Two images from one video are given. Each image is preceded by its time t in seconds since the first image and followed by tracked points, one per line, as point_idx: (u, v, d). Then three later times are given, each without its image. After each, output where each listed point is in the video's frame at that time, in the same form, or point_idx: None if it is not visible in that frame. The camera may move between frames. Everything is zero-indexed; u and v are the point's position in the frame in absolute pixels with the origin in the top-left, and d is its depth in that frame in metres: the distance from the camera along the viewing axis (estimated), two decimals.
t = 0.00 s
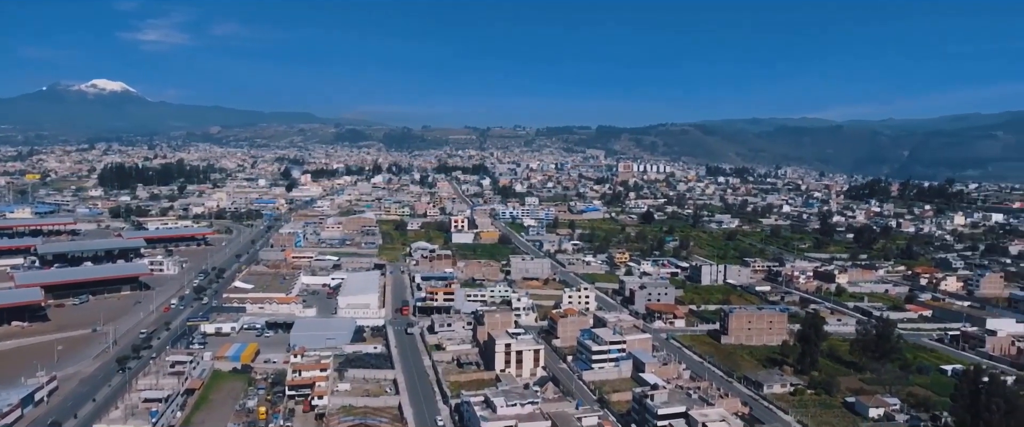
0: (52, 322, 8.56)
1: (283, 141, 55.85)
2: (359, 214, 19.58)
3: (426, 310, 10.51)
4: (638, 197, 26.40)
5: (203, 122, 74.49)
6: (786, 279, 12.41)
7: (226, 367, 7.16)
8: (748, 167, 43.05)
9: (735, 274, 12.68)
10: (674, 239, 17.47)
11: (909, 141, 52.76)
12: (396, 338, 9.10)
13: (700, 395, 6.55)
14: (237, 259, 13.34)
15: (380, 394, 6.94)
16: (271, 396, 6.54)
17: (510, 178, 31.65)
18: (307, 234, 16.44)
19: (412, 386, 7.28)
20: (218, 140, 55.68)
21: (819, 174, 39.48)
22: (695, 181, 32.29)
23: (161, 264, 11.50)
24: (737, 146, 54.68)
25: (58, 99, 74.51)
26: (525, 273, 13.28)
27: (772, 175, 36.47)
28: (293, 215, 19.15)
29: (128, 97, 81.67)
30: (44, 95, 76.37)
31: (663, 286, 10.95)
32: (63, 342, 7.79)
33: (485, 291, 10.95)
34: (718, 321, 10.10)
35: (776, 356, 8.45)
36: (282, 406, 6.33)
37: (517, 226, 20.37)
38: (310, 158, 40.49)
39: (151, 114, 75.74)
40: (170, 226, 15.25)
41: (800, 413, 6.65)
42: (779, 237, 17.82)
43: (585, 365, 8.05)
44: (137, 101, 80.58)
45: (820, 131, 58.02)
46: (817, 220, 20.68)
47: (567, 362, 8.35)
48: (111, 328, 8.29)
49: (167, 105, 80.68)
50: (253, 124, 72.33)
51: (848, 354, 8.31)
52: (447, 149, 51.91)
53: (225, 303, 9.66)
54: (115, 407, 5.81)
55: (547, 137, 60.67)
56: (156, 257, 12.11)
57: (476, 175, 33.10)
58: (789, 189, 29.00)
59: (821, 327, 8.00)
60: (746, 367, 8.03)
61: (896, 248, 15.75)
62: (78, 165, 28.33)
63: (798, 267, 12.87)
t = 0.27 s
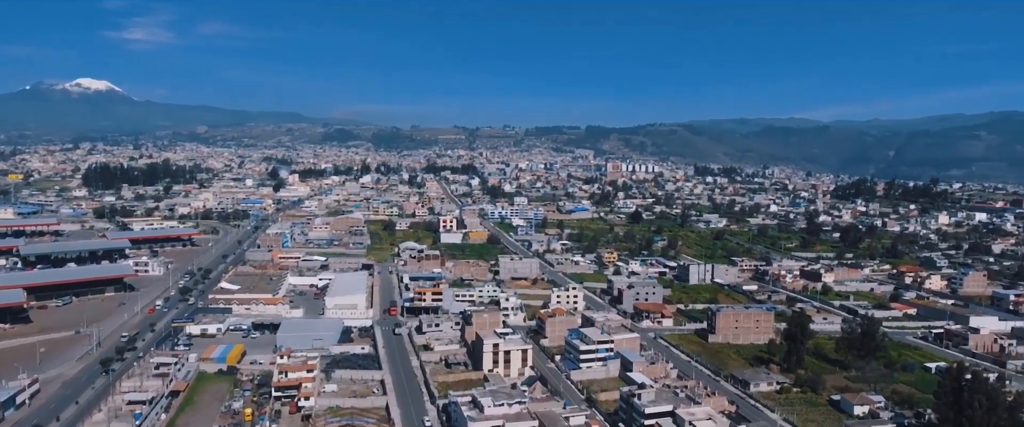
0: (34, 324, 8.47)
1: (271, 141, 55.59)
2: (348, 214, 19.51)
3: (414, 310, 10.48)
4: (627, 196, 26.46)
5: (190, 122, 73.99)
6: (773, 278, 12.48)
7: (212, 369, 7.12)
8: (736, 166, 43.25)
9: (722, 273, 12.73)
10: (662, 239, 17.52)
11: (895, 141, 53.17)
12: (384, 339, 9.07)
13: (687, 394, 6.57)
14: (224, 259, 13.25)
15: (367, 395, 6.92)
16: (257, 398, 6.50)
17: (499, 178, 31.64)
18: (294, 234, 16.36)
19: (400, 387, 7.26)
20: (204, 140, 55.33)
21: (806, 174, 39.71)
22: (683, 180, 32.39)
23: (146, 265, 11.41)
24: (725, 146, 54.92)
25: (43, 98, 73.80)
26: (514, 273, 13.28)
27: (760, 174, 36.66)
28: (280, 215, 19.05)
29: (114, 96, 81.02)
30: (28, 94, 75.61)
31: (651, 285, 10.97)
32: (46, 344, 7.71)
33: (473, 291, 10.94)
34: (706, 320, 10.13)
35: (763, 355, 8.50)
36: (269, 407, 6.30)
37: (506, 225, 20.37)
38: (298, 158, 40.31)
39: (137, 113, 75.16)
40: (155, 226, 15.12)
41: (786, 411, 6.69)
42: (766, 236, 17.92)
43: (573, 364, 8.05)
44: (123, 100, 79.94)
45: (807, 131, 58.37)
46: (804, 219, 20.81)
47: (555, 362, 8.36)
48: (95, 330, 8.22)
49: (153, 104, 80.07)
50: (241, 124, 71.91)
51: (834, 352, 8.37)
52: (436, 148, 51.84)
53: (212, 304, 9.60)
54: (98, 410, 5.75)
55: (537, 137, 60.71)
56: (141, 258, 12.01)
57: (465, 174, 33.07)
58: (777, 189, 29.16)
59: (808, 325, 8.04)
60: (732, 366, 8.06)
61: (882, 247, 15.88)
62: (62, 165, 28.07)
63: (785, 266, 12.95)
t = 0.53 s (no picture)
0: (16, 327, 8.39)
1: (259, 141, 55.32)
2: (336, 214, 19.44)
3: (402, 310, 10.45)
4: (615, 196, 26.52)
5: (177, 122, 73.48)
6: (760, 277, 12.55)
7: (197, 370, 7.07)
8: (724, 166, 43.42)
9: (710, 272, 12.77)
10: (651, 238, 17.56)
11: (881, 141, 53.55)
12: (371, 339, 9.03)
13: (673, 393, 6.59)
14: (210, 260, 13.17)
15: (354, 395, 6.89)
16: (243, 399, 6.47)
17: (488, 178, 31.64)
18: (281, 235, 16.29)
19: (387, 387, 7.24)
20: (191, 140, 54.98)
21: (794, 173, 39.94)
22: (671, 180, 32.48)
23: (131, 266, 11.32)
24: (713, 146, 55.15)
25: (27, 97, 73.10)
26: (502, 273, 13.26)
27: (748, 174, 36.81)
28: (267, 215, 18.95)
29: (100, 96, 80.39)
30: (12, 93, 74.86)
31: (639, 285, 11.00)
32: (28, 346, 7.63)
33: (461, 291, 10.92)
34: (694, 319, 10.16)
35: (750, 353, 8.54)
36: (255, 409, 6.26)
37: (495, 225, 20.36)
38: (286, 158, 40.13)
39: (123, 113, 74.59)
40: (140, 227, 15.00)
41: (772, 409, 6.72)
42: (754, 236, 18.00)
43: (561, 364, 8.05)
44: (109, 100, 79.31)
45: (795, 131, 58.72)
46: (791, 219, 20.92)
47: (543, 362, 8.36)
48: (78, 332, 8.15)
49: (139, 104, 79.46)
50: (228, 123, 71.47)
51: (820, 351, 8.42)
52: (425, 148, 51.77)
53: (197, 305, 9.54)
54: (81, 413, 5.71)
55: (526, 136, 60.75)
56: (125, 258, 11.91)
57: (454, 174, 33.03)
58: (764, 188, 29.31)
59: (794, 324, 8.08)
60: (719, 364, 8.09)
61: (868, 246, 16.00)
62: (46, 165, 27.79)
63: (772, 266, 13.01)
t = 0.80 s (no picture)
0: None
1: (247, 141, 55.03)
2: (324, 214, 19.37)
3: (390, 311, 10.42)
4: (604, 196, 26.56)
5: (164, 121, 72.99)
6: (748, 276, 12.60)
7: (182, 372, 7.02)
8: (712, 166, 43.59)
9: (698, 271, 12.82)
10: (639, 238, 17.61)
11: (868, 141, 53.93)
12: (359, 340, 9.00)
13: (661, 392, 6.60)
14: (196, 260, 13.08)
15: (341, 396, 6.87)
16: (229, 401, 6.43)
17: (478, 178, 31.62)
18: (269, 235, 16.21)
19: (375, 388, 7.21)
20: (178, 140, 54.62)
21: (781, 173, 40.15)
22: (660, 180, 32.56)
23: (116, 267, 11.23)
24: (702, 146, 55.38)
25: (11, 97, 72.35)
26: (491, 273, 13.26)
27: (736, 174, 36.99)
28: (255, 215, 18.86)
29: (86, 95, 79.75)
30: None
31: (627, 284, 11.02)
32: (10, 348, 7.55)
33: (450, 291, 10.90)
34: (682, 318, 10.19)
35: (737, 352, 8.57)
36: (240, 411, 6.23)
37: (483, 225, 20.34)
38: (274, 158, 39.95)
39: (109, 112, 74.01)
40: (125, 227, 14.89)
41: (758, 407, 6.75)
42: (741, 235, 18.09)
43: (549, 363, 8.06)
44: (95, 99, 78.69)
45: (783, 131, 59.04)
46: (778, 218, 21.04)
47: (531, 361, 8.36)
48: (61, 333, 8.07)
49: (126, 103, 78.89)
50: (216, 123, 71.02)
51: (807, 349, 8.46)
52: (415, 148, 51.72)
53: (183, 306, 9.47)
54: (63, 417, 5.66)
55: (515, 136, 60.79)
56: (110, 259, 11.80)
57: (443, 174, 32.99)
58: (752, 188, 29.47)
59: (780, 322, 8.11)
60: (707, 363, 8.12)
61: (854, 245, 16.11)
62: (30, 164, 27.55)
63: (759, 265, 13.07)
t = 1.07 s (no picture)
0: None
1: (234, 140, 54.72)
2: (311, 215, 19.29)
3: (378, 311, 10.38)
4: (593, 195, 26.59)
5: (150, 121, 72.46)
6: (735, 275, 12.66)
7: (166, 373, 6.97)
8: (700, 166, 43.74)
9: (686, 270, 12.86)
10: (628, 238, 17.65)
11: (854, 141, 54.32)
12: (346, 340, 8.96)
13: (648, 391, 6.61)
14: (182, 261, 12.99)
15: (328, 397, 6.83)
16: (214, 402, 6.39)
17: (466, 178, 31.58)
18: (255, 235, 16.12)
19: (362, 389, 7.19)
20: (164, 139, 54.21)
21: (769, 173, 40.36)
22: (649, 180, 32.63)
23: (100, 269, 11.13)
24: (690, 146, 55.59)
25: None
26: (479, 273, 13.24)
27: (724, 174, 37.15)
28: (241, 215, 18.75)
29: (71, 95, 79.03)
30: None
31: (615, 283, 11.04)
32: None
33: (438, 291, 10.88)
34: (669, 317, 10.22)
35: (724, 351, 8.60)
36: (226, 412, 6.18)
37: (472, 225, 20.31)
38: (262, 157, 39.74)
39: (94, 111, 73.40)
40: (109, 228, 14.77)
41: (745, 406, 6.77)
42: (729, 235, 18.17)
43: (537, 363, 8.06)
44: (80, 99, 78.00)
45: (770, 131, 59.35)
46: (765, 217, 21.14)
47: (519, 361, 8.35)
48: (44, 335, 7.99)
49: (111, 103, 78.25)
50: (203, 122, 70.53)
51: (792, 347, 8.51)
52: (404, 147, 51.62)
53: (168, 307, 9.40)
54: (45, 420, 5.60)
55: (504, 136, 60.79)
56: (93, 260, 11.69)
57: (432, 174, 32.93)
58: (740, 187, 29.61)
59: (767, 321, 8.15)
60: (694, 362, 8.15)
61: (840, 244, 16.21)
62: (14, 165, 27.27)
63: (746, 264, 13.13)
